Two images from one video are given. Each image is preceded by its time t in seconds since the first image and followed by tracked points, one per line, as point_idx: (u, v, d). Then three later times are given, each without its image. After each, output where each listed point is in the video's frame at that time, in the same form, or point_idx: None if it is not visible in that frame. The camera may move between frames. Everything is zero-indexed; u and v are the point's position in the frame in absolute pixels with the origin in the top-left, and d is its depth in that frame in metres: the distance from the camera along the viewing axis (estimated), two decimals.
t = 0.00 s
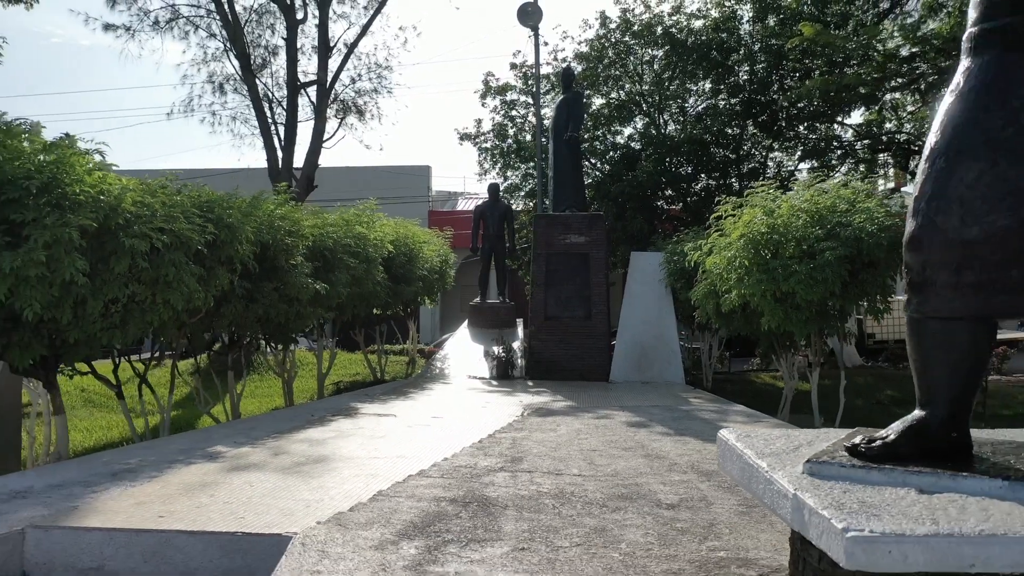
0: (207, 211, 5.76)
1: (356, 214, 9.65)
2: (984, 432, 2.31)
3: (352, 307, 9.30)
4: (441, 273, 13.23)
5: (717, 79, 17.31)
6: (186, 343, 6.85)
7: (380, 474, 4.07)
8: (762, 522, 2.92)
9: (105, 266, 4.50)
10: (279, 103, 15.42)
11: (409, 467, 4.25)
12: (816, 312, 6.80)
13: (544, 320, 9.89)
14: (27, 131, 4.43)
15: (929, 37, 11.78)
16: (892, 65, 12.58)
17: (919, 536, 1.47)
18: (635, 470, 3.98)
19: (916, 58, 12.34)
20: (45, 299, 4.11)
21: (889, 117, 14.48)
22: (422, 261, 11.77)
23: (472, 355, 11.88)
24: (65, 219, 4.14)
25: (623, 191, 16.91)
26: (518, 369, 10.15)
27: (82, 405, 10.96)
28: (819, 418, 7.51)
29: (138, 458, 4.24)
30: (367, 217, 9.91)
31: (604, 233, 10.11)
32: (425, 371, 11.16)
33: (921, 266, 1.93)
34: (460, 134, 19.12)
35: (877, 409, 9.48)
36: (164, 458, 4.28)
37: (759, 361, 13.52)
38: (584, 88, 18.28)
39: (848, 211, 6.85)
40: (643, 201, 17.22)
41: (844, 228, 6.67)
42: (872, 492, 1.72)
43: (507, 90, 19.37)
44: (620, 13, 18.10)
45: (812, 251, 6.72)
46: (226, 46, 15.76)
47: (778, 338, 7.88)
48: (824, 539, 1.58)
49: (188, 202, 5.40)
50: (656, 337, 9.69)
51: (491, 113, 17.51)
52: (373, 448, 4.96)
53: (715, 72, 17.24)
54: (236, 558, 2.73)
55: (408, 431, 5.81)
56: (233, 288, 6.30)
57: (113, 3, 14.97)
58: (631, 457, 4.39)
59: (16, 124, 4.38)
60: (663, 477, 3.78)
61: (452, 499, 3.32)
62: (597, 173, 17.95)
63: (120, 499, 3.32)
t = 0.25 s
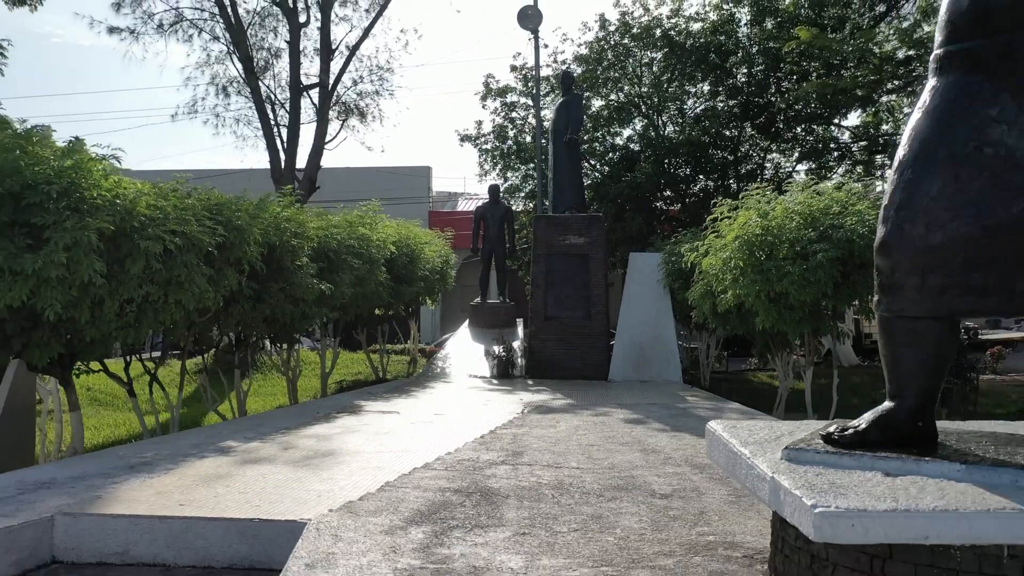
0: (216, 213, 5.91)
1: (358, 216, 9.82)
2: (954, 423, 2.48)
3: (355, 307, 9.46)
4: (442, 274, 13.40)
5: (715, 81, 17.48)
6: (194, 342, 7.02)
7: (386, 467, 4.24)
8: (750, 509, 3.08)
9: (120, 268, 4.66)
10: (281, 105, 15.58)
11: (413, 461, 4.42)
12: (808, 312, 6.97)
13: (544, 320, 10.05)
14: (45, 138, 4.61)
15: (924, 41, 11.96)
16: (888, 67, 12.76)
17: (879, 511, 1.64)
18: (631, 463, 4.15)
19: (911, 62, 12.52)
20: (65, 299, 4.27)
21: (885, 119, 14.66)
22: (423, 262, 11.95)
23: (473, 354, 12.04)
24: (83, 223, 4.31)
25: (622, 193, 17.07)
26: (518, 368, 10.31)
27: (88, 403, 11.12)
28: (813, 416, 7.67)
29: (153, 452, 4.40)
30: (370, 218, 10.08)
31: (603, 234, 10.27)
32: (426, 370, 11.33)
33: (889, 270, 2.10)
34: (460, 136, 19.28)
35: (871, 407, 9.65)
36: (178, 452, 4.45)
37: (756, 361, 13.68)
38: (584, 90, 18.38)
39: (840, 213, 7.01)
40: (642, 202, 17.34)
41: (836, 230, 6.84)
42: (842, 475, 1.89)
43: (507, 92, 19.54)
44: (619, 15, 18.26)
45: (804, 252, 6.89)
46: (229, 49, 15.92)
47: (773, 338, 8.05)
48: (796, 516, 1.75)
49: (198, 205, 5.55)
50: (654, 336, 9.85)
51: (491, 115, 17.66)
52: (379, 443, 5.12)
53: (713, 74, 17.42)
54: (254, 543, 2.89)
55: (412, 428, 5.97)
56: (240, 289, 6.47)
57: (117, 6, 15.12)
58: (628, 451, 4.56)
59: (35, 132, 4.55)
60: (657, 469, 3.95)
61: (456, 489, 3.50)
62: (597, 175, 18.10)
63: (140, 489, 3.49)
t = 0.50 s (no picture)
0: (228, 216, 6.11)
1: (362, 218, 10.03)
2: (924, 415, 2.68)
3: (359, 307, 9.66)
4: (443, 275, 13.60)
5: (714, 84, 17.70)
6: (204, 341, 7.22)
7: (393, 460, 4.43)
8: (737, 498, 3.28)
9: (138, 270, 4.86)
10: (285, 107, 15.78)
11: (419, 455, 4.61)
12: (801, 312, 7.19)
13: (544, 320, 10.24)
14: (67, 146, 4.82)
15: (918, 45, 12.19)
16: (883, 71, 12.98)
17: (843, 490, 1.84)
18: (627, 456, 4.35)
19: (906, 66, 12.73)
20: (87, 300, 4.47)
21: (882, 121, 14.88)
22: (425, 262, 12.15)
23: (474, 354, 12.24)
24: (104, 227, 4.51)
25: (621, 194, 17.26)
26: (519, 367, 10.50)
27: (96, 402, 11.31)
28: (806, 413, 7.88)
29: (170, 446, 4.60)
30: (373, 221, 10.29)
31: (602, 235, 10.46)
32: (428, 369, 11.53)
33: (859, 274, 2.28)
34: (460, 138, 19.49)
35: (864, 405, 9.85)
36: (194, 446, 4.65)
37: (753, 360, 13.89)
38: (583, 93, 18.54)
39: (832, 216, 7.20)
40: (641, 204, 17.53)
41: (828, 233, 7.04)
42: (814, 459, 2.09)
43: (507, 94, 19.76)
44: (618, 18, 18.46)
45: (797, 254, 7.07)
46: (233, 53, 16.11)
47: (768, 337, 8.25)
48: (771, 496, 1.96)
49: (210, 209, 5.75)
50: (652, 336, 10.05)
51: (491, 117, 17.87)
52: (385, 438, 5.32)
53: (711, 77, 17.65)
54: (274, 528, 3.09)
55: (417, 424, 6.17)
56: (250, 290, 6.67)
57: (123, 10, 15.32)
58: (624, 445, 4.76)
59: (57, 140, 4.77)
60: (652, 462, 4.15)
61: (461, 480, 3.70)
62: (596, 176, 18.30)
63: (163, 480, 3.69)
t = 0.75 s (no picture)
0: (237, 219, 6.28)
1: (365, 219, 10.21)
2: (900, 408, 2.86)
3: (362, 307, 9.83)
4: (444, 275, 13.78)
5: (712, 86, 17.90)
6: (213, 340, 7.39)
7: (399, 454, 4.61)
8: (727, 487, 3.46)
9: (152, 271, 5.04)
10: (288, 109, 15.96)
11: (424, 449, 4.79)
12: (795, 312, 7.38)
13: (544, 320, 10.42)
14: (84, 152, 5.01)
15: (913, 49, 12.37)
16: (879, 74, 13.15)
17: (816, 472, 2.02)
18: (624, 450, 4.53)
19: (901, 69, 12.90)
20: (105, 300, 4.65)
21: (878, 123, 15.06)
22: (427, 263, 12.33)
23: (475, 353, 12.42)
24: (121, 230, 4.70)
25: (620, 195, 17.43)
26: (520, 367, 10.68)
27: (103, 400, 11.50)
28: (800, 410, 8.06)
29: (184, 440, 4.78)
30: (376, 222, 10.47)
31: (601, 236, 10.64)
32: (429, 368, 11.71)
33: (836, 276, 2.46)
34: (461, 139, 19.67)
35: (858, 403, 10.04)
36: (207, 440, 4.83)
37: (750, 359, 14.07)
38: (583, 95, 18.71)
39: (825, 218, 7.36)
40: (639, 204, 17.72)
41: (821, 235, 7.22)
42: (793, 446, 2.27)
43: (507, 96, 19.94)
44: (617, 21, 18.64)
45: (791, 255, 7.24)
46: (236, 56, 16.28)
47: (763, 336, 8.44)
48: (752, 478, 2.14)
49: (220, 212, 5.92)
50: (650, 335, 10.23)
51: (492, 119, 18.05)
52: (391, 434, 5.50)
53: (709, 79, 17.83)
54: (288, 516, 3.27)
55: (420, 421, 6.35)
56: (258, 290, 6.85)
57: (127, 14, 15.49)
58: (621, 440, 4.94)
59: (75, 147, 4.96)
60: (648, 455, 4.33)
61: (465, 472, 3.88)
62: (595, 177, 18.48)
63: (180, 471, 3.86)
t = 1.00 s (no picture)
0: (247, 221, 6.48)
1: (369, 221, 10.43)
2: (876, 400, 3.07)
3: (365, 307, 10.03)
4: (445, 275, 13.99)
5: (710, 88, 18.12)
6: (221, 339, 7.60)
7: (405, 446, 4.82)
8: (716, 475, 3.67)
9: (167, 271, 5.24)
10: (291, 112, 16.16)
11: (429, 442, 5.00)
12: (787, 311, 7.59)
13: (544, 319, 10.63)
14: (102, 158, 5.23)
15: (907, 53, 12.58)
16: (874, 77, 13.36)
17: (789, 455, 2.23)
18: (620, 443, 4.74)
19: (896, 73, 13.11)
20: (122, 299, 4.86)
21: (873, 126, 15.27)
22: (428, 263, 12.54)
23: (475, 352, 12.63)
24: (139, 232, 4.91)
25: (619, 197, 17.64)
26: (520, 365, 10.88)
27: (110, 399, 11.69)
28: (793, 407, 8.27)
29: (198, 434, 4.98)
30: (379, 224, 10.68)
31: (600, 237, 10.84)
32: (431, 367, 11.91)
33: (813, 277, 2.67)
34: (461, 141, 19.88)
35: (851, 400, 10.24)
36: (220, 434, 5.03)
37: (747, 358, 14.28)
38: (582, 97, 18.93)
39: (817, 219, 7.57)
40: (638, 205, 17.93)
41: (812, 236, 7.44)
42: (771, 432, 2.48)
43: (507, 98, 20.15)
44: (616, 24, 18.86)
45: (784, 256, 7.45)
46: (239, 59, 16.49)
47: (757, 335, 8.65)
48: (732, 461, 2.35)
49: (231, 214, 6.13)
50: (648, 334, 10.42)
51: (492, 121, 18.26)
52: (396, 428, 5.70)
53: (708, 81, 18.05)
54: (303, 502, 3.48)
55: (423, 417, 6.56)
56: (267, 290, 7.06)
57: (133, 17, 15.71)
58: (618, 434, 5.15)
59: (93, 152, 5.18)
60: (643, 447, 4.54)
61: (468, 462, 4.08)
62: (594, 178, 18.69)
63: (198, 462, 4.07)
